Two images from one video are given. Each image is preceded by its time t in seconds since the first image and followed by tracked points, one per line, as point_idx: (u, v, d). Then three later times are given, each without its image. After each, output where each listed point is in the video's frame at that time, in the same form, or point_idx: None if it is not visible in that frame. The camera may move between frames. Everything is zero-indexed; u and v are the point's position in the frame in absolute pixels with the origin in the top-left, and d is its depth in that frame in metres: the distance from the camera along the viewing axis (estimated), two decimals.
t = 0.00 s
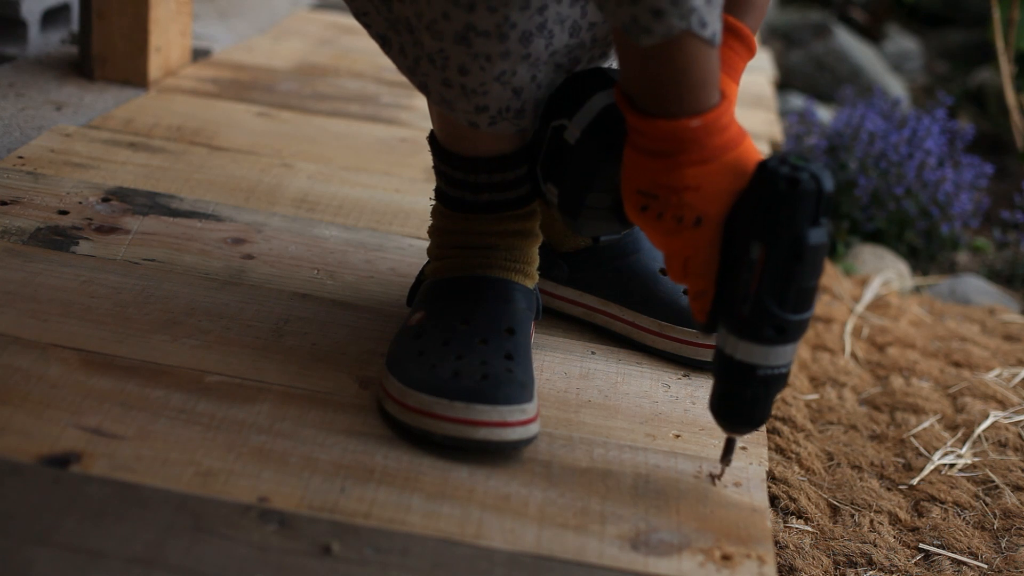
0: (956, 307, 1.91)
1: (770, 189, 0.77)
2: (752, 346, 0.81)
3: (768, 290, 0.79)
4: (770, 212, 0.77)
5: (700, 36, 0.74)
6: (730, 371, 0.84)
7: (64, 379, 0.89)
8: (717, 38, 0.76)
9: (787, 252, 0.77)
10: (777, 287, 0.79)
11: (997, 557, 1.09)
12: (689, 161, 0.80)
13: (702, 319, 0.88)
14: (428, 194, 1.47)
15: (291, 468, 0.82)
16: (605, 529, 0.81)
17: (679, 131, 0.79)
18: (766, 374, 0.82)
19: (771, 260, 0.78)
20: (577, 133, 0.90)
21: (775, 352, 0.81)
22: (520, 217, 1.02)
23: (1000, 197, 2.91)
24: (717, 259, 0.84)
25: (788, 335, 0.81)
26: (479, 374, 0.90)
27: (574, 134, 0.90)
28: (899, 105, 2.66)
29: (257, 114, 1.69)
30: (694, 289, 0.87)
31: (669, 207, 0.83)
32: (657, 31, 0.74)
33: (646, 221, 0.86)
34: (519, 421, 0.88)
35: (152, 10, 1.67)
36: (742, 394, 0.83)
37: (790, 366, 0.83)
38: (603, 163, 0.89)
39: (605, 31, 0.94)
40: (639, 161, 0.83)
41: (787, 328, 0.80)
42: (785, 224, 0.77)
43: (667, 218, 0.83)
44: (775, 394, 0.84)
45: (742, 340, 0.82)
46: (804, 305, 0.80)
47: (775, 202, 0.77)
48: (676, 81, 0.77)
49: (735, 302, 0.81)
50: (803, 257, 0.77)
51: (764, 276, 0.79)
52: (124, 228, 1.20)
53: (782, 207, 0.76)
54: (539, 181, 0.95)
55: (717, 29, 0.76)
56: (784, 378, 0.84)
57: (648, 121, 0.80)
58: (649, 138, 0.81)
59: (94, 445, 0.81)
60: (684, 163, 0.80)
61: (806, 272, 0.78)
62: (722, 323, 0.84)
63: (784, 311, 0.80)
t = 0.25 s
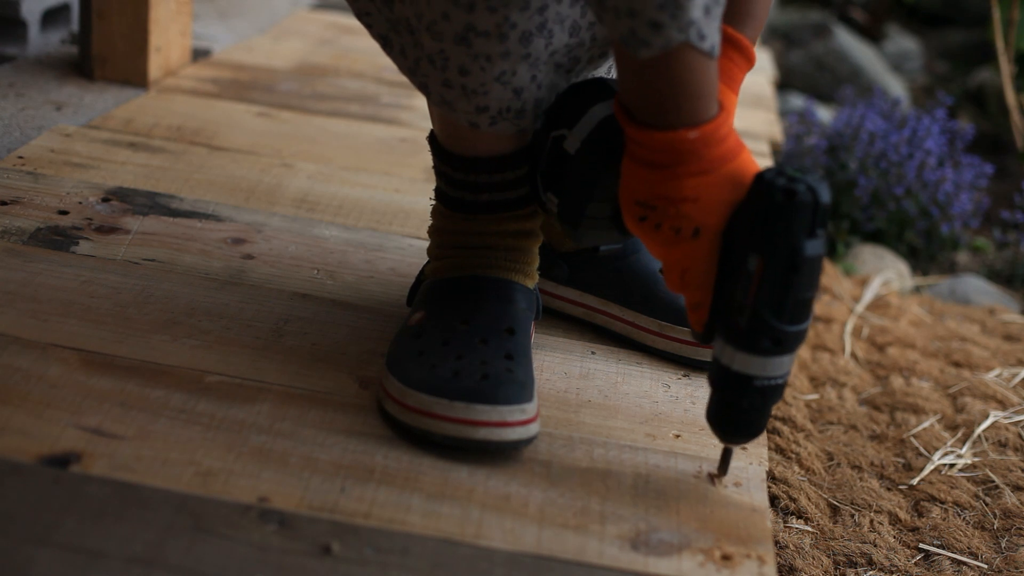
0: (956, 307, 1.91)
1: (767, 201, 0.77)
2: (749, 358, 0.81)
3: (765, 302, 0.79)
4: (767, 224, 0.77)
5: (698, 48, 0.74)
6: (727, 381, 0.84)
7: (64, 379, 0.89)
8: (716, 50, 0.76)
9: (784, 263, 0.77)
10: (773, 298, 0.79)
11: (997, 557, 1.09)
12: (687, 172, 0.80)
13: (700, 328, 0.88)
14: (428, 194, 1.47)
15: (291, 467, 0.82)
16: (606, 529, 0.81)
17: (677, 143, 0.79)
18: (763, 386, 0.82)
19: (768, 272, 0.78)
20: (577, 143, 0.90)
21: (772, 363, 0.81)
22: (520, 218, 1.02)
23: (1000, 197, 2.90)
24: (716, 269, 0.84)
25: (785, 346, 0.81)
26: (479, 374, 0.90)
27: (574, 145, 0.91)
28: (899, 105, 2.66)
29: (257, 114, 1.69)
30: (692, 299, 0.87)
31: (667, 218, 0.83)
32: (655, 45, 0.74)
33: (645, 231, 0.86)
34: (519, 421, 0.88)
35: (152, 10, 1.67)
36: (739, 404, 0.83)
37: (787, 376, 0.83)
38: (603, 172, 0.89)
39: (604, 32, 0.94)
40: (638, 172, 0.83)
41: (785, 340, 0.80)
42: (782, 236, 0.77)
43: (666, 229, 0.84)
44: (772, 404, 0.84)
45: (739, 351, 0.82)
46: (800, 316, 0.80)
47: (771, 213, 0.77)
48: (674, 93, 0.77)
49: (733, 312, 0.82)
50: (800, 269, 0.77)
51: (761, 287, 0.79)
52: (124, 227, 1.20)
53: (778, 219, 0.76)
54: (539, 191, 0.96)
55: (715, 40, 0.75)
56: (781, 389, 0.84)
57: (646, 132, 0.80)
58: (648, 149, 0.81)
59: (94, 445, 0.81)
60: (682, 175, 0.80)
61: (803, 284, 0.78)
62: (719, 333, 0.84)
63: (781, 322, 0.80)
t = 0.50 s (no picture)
0: (956, 307, 1.91)
1: (769, 209, 0.77)
2: (749, 364, 0.81)
3: (764, 308, 0.79)
4: (767, 231, 0.77)
5: (705, 56, 0.74)
6: (726, 387, 0.84)
7: (64, 379, 0.89)
8: (721, 58, 0.75)
9: (785, 270, 0.77)
10: (773, 305, 0.79)
11: (997, 557, 1.09)
12: (689, 179, 0.80)
13: (699, 335, 0.88)
14: (428, 194, 1.47)
15: (290, 467, 0.82)
16: (606, 529, 0.81)
17: (679, 150, 0.79)
18: (763, 392, 0.83)
19: (768, 278, 0.78)
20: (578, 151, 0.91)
21: (773, 369, 0.82)
22: (520, 219, 1.01)
23: (1000, 197, 2.90)
24: (716, 278, 0.84)
25: (785, 353, 0.81)
26: (479, 374, 0.90)
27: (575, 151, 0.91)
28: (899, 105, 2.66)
29: (257, 114, 1.69)
30: (693, 306, 0.87)
31: (669, 225, 0.83)
32: (662, 53, 0.73)
33: (646, 238, 0.86)
34: (519, 421, 0.88)
35: (152, 10, 1.67)
36: (739, 410, 0.84)
37: (786, 383, 0.84)
38: (603, 177, 0.89)
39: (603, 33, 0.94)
40: (640, 178, 0.83)
41: (784, 346, 0.80)
42: (783, 243, 0.77)
43: (667, 236, 0.84)
44: (771, 411, 0.84)
45: (738, 357, 0.82)
46: (800, 324, 0.80)
47: (773, 221, 0.77)
48: (677, 101, 0.77)
49: (732, 319, 0.82)
50: (800, 276, 0.78)
51: (761, 294, 0.79)
52: (124, 227, 1.20)
53: (780, 227, 0.77)
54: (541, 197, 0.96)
55: (721, 49, 0.75)
56: (780, 396, 0.84)
57: (649, 139, 0.80)
58: (650, 156, 0.81)
59: (94, 445, 0.81)
60: (684, 182, 0.81)
61: (803, 291, 0.79)
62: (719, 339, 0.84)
63: (781, 329, 0.80)
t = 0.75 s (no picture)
0: (956, 307, 1.91)
1: (769, 211, 0.77)
2: (748, 366, 0.81)
3: (764, 311, 0.79)
4: (767, 234, 0.77)
5: (705, 61, 0.74)
6: (726, 390, 0.84)
7: (64, 379, 0.89)
8: (722, 62, 0.76)
9: (785, 273, 0.77)
10: (773, 308, 0.79)
11: (997, 557, 1.09)
12: (689, 182, 0.80)
13: (700, 338, 0.87)
14: (428, 194, 1.47)
15: (290, 467, 0.82)
16: (606, 529, 0.81)
17: (679, 153, 0.79)
18: (762, 395, 0.83)
19: (768, 281, 0.78)
20: (579, 153, 0.91)
21: (772, 372, 0.81)
22: (520, 219, 1.01)
23: (1000, 197, 2.90)
24: (716, 280, 0.84)
25: (785, 355, 0.81)
26: (479, 374, 0.90)
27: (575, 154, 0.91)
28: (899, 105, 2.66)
29: (257, 114, 1.69)
30: (693, 309, 0.87)
31: (669, 228, 0.83)
32: (662, 57, 0.73)
33: (646, 241, 0.86)
34: (519, 421, 0.88)
35: (152, 10, 1.67)
36: (738, 413, 0.84)
37: (787, 385, 0.83)
38: (604, 178, 0.89)
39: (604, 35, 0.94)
40: (640, 181, 0.83)
41: (784, 349, 0.80)
42: (783, 246, 0.77)
43: (667, 239, 0.84)
44: (770, 414, 0.84)
45: (738, 360, 0.82)
46: (800, 326, 0.80)
47: (773, 223, 0.77)
48: (677, 105, 0.77)
49: (732, 322, 0.82)
50: (800, 278, 0.78)
51: (761, 296, 0.79)
52: (124, 227, 1.20)
53: (780, 229, 0.77)
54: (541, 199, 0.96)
55: (722, 53, 0.75)
56: (779, 399, 0.84)
57: (649, 142, 0.80)
58: (650, 159, 0.81)
59: (94, 445, 0.81)
60: (684, 185, 0.81)
61: (803, 294, 0.79)
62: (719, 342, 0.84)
63: (781, 332, 0.80)
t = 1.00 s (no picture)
0: (956, 307, 1.91)
1: (769, 216, 0.77)
2: (748, 371, 0.81)
3: (764, 316, 0.79)
4: (768, 239, 0.77)
5: (706, 65, 0.74)
6: (726, 393, 0.84)
7: (64, 379, 0.89)
8: (723, 66, 0.76)
9: (785, 278, 0.77)
10: (774, 312, 0.79)
11: (997, 557, 1.09)
12: (690, 186, 0.80)
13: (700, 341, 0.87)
14: (428, 194, 1.47)
15: (291, 467, 0.82)
16: (606, 529, 0.81)
17: (680, 157, 0.79)
18: (762, 399, 0.83)
19: (769, 285, 0.78)
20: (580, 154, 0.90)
21: (772, 376, 0.82)
22: (522, 219, 1.01)
23: (1000, 197, 2.90)
24: (716, 284, 0.84)
25: (784, 360, 0.81)
26: (479, 374, 0.90)
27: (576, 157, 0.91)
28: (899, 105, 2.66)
29: (257, 114, 1.69)
30: (692, 313, 0.87)
31: (669, 232, 0.83)
32: (664, 61, 0.73)
33: (646, 245, 0.86)
34: (519, 421, 0.88)
35: (152, 10, 1.67)
36: (738, 417, 0.84)
37: (786, 389, 0.84)
38: (604, 182, 0.89)
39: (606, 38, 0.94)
40: (641, 185, 0.83)
41: (783, 353, 0.80)
42: (784, 251, 0.77)
43: (667, 243, 0.84)
44: (770, 417, 0.85)
45: (737, 364, 0.82)
46: (800, 331, 0.80)
47: (773, 228, 0.77)
48: (678, 109, 0.77)
49: (732, 326, 0.82)
50: (800, 283, 0.77)
51: (761, 301, 0.79)
52: (124, 227, 1.20)
53: (780, 234, 0.76)
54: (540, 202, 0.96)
55: (723, 57, 0.75)
56: (779, 403, 0.84)
57: (650, 146, 0.80)
58: (650, 163, 0.81)
59: (94, 445, 0.81)
60: (684, 189, 0.81)
61: (803, 298, 0.78)
62: (719, 346, 0.84)
63: (780, 336, 0.80)
